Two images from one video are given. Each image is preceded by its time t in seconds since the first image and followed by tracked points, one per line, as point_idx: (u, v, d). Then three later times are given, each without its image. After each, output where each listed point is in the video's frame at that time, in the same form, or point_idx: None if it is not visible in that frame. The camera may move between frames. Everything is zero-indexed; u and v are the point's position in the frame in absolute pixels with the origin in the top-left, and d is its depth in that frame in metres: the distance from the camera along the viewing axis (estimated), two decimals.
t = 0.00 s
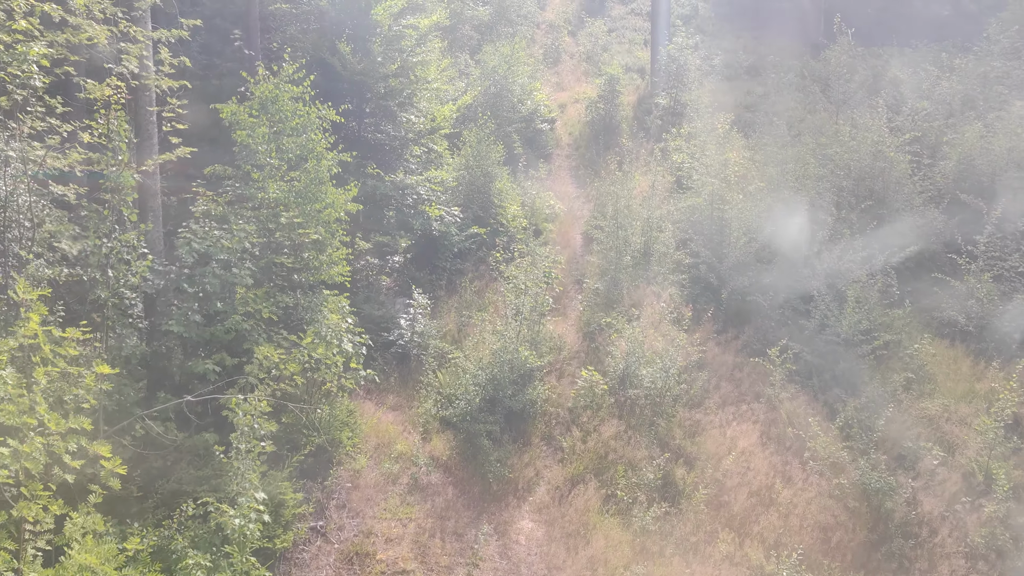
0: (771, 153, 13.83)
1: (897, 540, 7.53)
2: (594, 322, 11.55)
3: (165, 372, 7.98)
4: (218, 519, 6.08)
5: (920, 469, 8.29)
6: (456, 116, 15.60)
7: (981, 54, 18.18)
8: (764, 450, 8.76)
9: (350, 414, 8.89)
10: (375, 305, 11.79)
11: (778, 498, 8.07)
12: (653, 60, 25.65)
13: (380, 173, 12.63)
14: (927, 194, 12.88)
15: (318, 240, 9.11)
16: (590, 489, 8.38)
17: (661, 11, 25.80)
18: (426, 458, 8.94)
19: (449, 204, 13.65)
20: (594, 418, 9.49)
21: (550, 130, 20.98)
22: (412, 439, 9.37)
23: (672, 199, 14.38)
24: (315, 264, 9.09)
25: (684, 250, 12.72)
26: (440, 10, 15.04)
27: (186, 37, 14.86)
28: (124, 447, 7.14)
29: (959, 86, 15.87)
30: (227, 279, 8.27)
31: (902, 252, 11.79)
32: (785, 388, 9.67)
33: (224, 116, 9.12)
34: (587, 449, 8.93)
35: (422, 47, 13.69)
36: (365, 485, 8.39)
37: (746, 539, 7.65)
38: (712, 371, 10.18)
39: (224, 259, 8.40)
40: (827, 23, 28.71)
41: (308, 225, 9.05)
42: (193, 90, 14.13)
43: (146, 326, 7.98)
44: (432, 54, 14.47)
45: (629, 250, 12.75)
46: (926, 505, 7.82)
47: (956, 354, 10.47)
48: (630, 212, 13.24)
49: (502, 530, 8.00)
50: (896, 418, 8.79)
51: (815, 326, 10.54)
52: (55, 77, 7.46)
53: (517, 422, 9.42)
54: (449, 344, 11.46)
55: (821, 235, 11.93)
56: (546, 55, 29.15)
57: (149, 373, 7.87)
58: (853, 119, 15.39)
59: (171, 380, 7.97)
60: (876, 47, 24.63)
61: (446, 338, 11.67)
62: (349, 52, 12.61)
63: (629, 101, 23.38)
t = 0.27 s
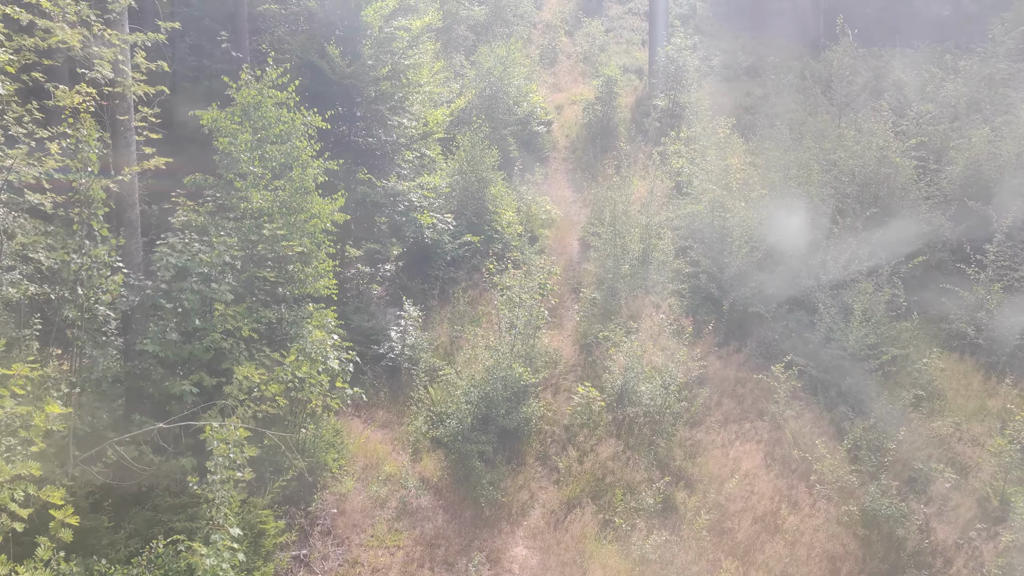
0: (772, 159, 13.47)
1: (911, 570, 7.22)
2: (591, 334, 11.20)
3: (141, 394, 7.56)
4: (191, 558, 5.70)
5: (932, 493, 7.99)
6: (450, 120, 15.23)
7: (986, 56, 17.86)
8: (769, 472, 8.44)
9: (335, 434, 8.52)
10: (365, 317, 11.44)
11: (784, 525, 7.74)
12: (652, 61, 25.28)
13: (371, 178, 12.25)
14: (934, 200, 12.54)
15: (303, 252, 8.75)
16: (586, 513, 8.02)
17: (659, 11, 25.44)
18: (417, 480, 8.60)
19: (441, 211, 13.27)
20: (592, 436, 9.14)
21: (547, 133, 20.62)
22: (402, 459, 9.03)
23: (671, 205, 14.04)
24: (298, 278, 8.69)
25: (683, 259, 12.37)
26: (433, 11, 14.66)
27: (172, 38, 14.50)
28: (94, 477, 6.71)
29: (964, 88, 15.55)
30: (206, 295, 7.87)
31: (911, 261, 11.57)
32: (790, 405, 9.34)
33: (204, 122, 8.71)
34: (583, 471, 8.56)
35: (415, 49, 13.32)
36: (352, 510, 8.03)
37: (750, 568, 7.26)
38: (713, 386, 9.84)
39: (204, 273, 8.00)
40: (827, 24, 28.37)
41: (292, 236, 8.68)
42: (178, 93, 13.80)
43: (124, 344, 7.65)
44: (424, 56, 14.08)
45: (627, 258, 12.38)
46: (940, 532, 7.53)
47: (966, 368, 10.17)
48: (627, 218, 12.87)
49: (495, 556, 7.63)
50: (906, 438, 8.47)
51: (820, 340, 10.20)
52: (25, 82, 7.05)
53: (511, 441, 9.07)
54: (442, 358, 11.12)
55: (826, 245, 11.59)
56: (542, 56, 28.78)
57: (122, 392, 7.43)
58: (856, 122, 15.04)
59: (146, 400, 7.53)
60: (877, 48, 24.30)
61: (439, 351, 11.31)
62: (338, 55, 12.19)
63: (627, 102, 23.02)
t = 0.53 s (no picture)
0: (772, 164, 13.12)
1: None
2: (588, 346, 10.86)
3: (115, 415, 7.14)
4: None
5: (944, 520, 7.69)
6: (442, 124, 14.88)
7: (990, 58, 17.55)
8: (773, 497, 8.12)
9: (320, 455, 8.17)
10: (354, 329, 11.09)
11: (790, 553, 7.41)
12: (649, 62, 24.91)
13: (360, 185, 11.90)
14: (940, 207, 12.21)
15: (286, 264, 8.38)
16: (582, 541, 7.63)
17: (656, 11, 25.09)
18: (407, 504, 8.26)
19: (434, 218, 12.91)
20: (588, 453, 8.78)
21: (542, 136, 20.26)
22: (391, 481, 8.69)
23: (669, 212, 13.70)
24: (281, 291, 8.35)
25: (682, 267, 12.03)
26: (425, 12, 14.30)
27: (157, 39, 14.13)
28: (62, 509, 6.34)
29: (968, 91, 15.23)
30: (183, 312, 7.49)
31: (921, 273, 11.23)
32: (794, 424, 9.01)
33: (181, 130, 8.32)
34: (579, 493, 8.23)
35: (405, 52, 12.97)
36: (337, 537, 7.68)
37: None
38: (714, 403, 9.50)
39: (181, 287, 7.59)
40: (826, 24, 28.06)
41: (274, 247, 8.31)
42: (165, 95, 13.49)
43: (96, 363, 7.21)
44: (416, 59, 13.74)
45: (624, 267, 12.02)
46: (953, 562, 7.23)
47: (974, 384, 9.87)
48: (625, 226, 12.50)
49: None
50: (916, 460, 8.17)
51: (824, 354, 9.87)
52: None
53: (505, 461, 8.71)
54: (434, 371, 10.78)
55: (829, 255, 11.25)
56: (538, 57, 28.41)
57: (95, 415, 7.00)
58: (858, 126, 14.69)
59: (121, 422, 7.10)
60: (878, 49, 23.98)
61: (430, 365, 10.95)
62: (325, 59, 11.83)
63: (623, 104, 22.66)
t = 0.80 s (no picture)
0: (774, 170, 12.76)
1: None
2: (584, 358, 10.51)
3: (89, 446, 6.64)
4: None
5: (958, 549, 7.40)
6: (435, 128, 14.49)
7: (993, 60, 17.24)
8: (778, 525, 7.81)
9: (302, 480, 7.80)
10: (342, 342, 10.72)
11: None
12: (646, 62, 24.54)
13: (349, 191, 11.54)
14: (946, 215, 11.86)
15: (267, 279, 8.01)
16: (576, 572, 7.24)
17: (653, 11, 24.69)
18: (396, 530, 7.94)
19: (425, 225, 12.55)
20: (583, 474, 8.44)
21: (537, 139, 19.88)
22: (378, 505, 8.34)
23: (668, 219, 13.33)
24: (259, 308, 7.96)
25: (681, 276, 11.67)
26: (416, 13, 13.92)
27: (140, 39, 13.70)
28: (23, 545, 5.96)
29: (971, 94, 14.90)
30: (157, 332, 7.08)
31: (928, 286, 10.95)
32: (799, 444, 8.67)
33: (156, 138, 7.92)
34: (575, 519, 7.89)
35: (396, 54, 12.59)
36: (321, 566, 7.33)
37: None
38: (715, 421, 9.16)
39: (154, 305, 7.16)
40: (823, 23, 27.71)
41: (256, 263, 7.95)
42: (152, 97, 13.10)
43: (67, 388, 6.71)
44: (407, 61, 13.34)
45: (621, 276, 11.67)
46: None
47: (984, 400, 9.57)
48: (622, 234, 12.12)
49: None
50: (927, 484, 7.87)
51: (829, 370, 9.54)
52: None
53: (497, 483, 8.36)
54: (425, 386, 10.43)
55: (833, 266, 10.90)
56: (533, 57, 28.01)
57: (65, 439, 6.53)
58: (861, 130, 14.34)
59: (92, 447, 6.63)
60: (878, 50, 23.67)
61: (421, 379, 10.59)
62: (311, 62, 11.44)
63: (620, 106, 22.29)
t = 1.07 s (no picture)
0: (775, 176, 12.39)
1: None
2: (581, 372, 10.15)
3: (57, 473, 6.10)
4: None
5: None
6: (427, 131, 14.11)
7: (996, 63, 16.95)
8: (785, 555, 7.47)
9: (284, 506, 7.44)
10: (330, 355, 10.33)
11: None
12: (643, 63, 24.16)
13: (338, 198, 11.16)
14: (953, 224, 11.51)
15: (247, 295, 7.64)
16: None
17: (650, 11, 24.32)
18: (384, 558, 7.60)
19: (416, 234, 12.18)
20: (579, 497, 8.08)
21: (533, 141, 19.51)
22: (365, 532, 7.99)
23: (666, 226, 12.98)
24: (239, 324, 7.59)
25: (680, 287, 11.30)
26: (408, 14, 13.53)
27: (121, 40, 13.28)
28: None
29: (976, 97, 14.58)
30: (130, 352, 6.67)
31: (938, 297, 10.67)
32: (805, 467, 8.32)
33: (130, 147, 7.53)
34: (572, 546, 7.53)
35: (387, 57, 12.21)
36: None
37: None
38: (717, 441, 8.80)
39: (123, 326, 6.78)
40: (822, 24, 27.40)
41: (235, 278, 7.56)
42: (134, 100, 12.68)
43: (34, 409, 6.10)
44: (397, 63, 12.96)
45: (619, 287, 11.29)
46: None
47: (995, 418, 9.26)
48: (620, 242, 11.74)
49: None
50: (943, 514, 7.60)
51: (835, 387, 9.19)
52: None
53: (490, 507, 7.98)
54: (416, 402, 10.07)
55: (839, 277, 10.53)
56: (529, 58, 27.63)
57: (30, 467, 5.94)
58: (864, 135, 13.98)
59: (61, 476, 6.13)
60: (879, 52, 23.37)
61: (411, 395, 10.21)
62: (298, 65, 11.04)
63: (617, 108, 21.91)
